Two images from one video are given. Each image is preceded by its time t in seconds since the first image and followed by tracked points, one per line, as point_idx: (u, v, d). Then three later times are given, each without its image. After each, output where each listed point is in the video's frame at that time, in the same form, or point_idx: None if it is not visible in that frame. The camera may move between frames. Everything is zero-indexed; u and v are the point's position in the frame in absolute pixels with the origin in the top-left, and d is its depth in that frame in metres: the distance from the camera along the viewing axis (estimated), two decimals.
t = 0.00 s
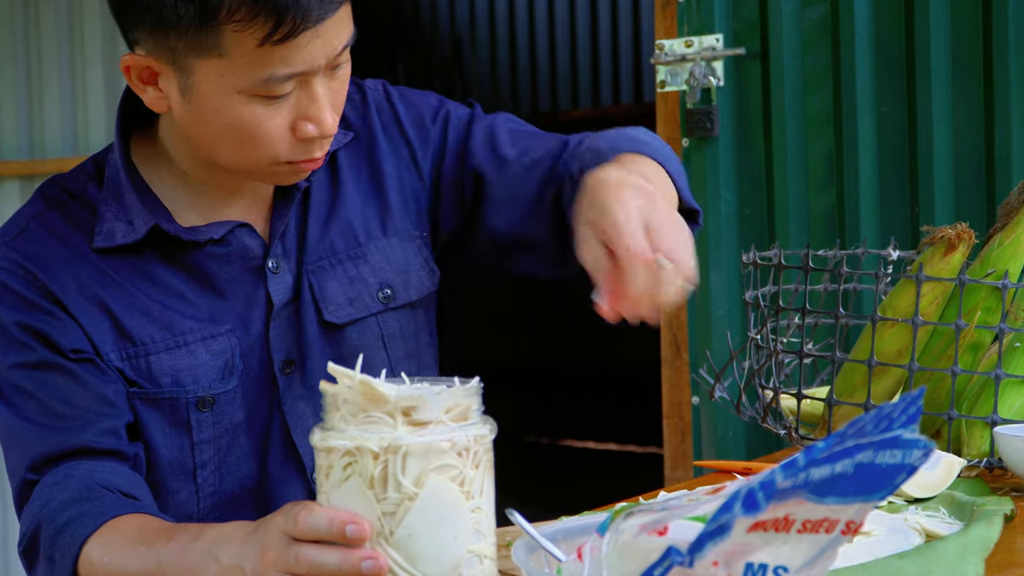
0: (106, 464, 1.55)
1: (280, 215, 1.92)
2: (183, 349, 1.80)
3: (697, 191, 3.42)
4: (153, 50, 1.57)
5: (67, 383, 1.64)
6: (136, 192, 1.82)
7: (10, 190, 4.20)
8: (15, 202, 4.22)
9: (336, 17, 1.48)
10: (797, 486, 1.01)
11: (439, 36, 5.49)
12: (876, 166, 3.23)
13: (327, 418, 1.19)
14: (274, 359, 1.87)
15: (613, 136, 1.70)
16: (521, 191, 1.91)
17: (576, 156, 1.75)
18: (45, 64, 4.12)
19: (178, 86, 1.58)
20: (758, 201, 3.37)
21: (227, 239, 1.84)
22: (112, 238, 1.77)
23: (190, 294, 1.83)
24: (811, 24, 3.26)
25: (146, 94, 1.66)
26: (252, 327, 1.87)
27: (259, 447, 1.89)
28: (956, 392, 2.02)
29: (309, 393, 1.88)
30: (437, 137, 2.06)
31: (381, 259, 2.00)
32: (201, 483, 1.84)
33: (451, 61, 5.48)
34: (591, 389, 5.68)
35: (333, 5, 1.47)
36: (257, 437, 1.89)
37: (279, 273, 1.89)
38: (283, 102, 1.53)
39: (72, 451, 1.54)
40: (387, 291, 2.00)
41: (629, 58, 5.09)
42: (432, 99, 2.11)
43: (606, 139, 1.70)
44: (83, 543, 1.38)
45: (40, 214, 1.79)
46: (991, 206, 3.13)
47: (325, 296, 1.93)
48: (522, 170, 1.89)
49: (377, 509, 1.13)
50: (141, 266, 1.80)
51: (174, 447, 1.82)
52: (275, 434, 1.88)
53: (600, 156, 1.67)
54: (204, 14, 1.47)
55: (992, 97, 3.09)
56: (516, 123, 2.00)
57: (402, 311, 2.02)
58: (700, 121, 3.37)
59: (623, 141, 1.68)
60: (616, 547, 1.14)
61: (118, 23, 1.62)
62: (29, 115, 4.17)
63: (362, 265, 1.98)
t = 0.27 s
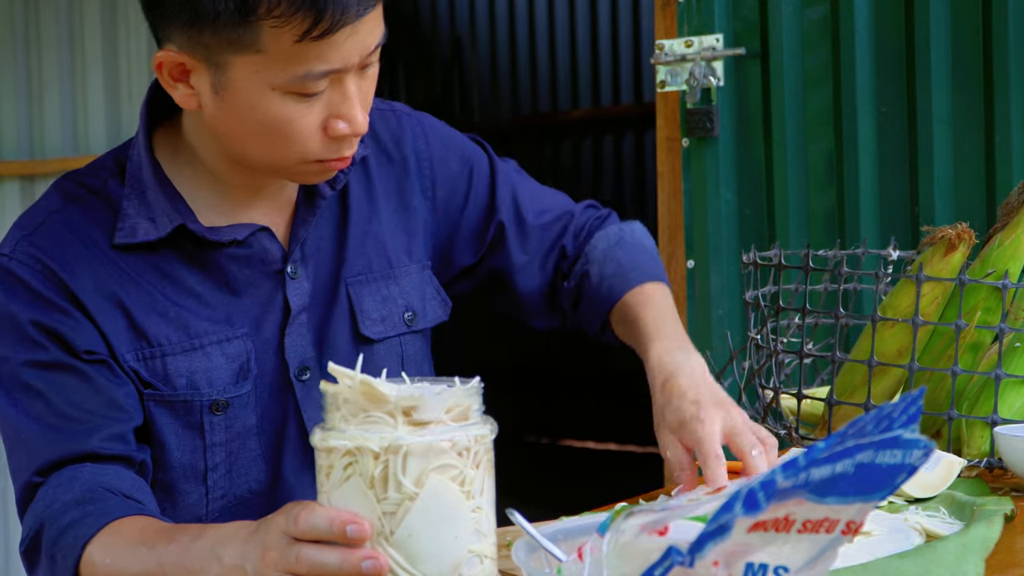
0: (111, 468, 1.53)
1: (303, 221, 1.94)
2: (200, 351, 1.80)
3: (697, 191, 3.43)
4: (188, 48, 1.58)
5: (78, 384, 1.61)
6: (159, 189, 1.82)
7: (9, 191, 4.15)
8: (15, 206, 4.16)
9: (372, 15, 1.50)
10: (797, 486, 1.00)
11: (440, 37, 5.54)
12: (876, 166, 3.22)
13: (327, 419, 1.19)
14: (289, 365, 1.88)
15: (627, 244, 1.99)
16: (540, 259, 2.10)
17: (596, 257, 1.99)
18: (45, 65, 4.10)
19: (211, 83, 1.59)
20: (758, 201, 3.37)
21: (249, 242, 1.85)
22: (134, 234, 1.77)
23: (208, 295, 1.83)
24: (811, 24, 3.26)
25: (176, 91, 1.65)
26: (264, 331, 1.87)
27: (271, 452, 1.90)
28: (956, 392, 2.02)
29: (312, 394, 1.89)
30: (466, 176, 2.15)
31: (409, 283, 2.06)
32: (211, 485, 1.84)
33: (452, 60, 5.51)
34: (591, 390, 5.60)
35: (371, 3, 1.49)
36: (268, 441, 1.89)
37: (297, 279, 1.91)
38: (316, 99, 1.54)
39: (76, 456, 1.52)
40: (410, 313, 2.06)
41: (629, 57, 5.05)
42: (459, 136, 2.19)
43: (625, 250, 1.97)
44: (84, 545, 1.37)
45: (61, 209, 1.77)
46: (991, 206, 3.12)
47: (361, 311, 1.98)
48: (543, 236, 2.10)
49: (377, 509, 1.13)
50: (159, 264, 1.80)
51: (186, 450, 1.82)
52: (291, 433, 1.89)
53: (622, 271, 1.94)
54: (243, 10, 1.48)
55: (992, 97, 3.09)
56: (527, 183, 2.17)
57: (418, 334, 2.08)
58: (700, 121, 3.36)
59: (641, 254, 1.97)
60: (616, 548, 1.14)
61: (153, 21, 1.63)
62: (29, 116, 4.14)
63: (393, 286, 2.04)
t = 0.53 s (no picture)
0: (117, 462, 1.54)
1: (314, 222, 1.94)
2: (209, 348, 1.80)
3: (697, 191, 3.43)
4: (217, 43, 1.62)
5: (87, 378, 1.61)
6: (175, 185, 1.83)
7: (9, 190, 4.19)
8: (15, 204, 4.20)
9: (400, 14, 1.55)
10: (797, 486, 1.00)
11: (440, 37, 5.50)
12: (876, 166, 3.22)
13: (327, 419, 1.18)
14: (297, 365, 1.88)
15: (652, 251, 2.04)
16: (550, 268, 2.13)
17: (622, 263, 2.03)
18: (45, 66, 4.13)
19: (238, 78, 1.62)
20: (758, 201, 3.37)
21: (261, 240, 1.85)
22: (147, 229, 1.77)
23: (219, 292, 1.83)
24: (811, 24, 3.26)
25: (201, 86, 1.69)
26: (274, 330, 1.87)
27: (275, 451, 1.89)
28: (956, 392, 2.02)
29: (311, 393, 1.88)
30: (476, 186, 2.16)
31: (417, 287, 2.06)
32: (217, 482, 1.84)
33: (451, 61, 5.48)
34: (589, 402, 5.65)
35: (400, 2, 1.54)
36: (273, 439, 1.89)
37: (307, 280, 1.90)
38: (342, 96, 1.58)
39: (83, 450, 1.52)
40: (416, 317, 2.06)
41: (629, 58, 5.06)
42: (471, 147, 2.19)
43: (652, 258, 2.03)
44: (88, 539, 1.38)
45: (75, 202, 1.77)
46: (991, 205, 3.12)
47: (367, 312, 1.98)
48: (555, 247, 2.13)
49: (377, 509, 1.13)
50: (171, 260, 1.80)
51: (194, 446, 1.82)
52: (296, 433, 1.89)
53: (651, 275, 1.99)
54: (276, 5, 1.52)
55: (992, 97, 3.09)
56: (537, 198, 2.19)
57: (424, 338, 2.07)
58: (700, 121, 3.36)
59: (664, 259, 2.03)
60: (616, 548, 1.14)
61: (184, 15, 1.66)
62: (29, 116, 4.17)
63: (400, 289, 2.04)
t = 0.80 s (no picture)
0: (118, 460, 1.54)
1: (315, 221, 1.94)
2: (208, 347, 1.80)
3: (697, 191, 3.43)
4: (224, 36, 1.63)
5: (87, 376, 1.61)
6: (175, 184, 1.83)
7: (9, 190, 4.18)
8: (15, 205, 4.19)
9: (404, 10, 1.56)
10: (797, 486, 1.00)
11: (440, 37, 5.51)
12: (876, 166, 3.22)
13: (327, 418, 1.18)
14: (297, 364, 1.88)
15: (652, 247, 1.96)
16: (553, 266, 2.09)
17: (619, 259, 1.97)
18: (45, 66, 4.13)
19: (242, 71, 1.63)
20: (758, 201, 3.37)
21: (261, 239, 1.85)
22: (146, 228, 1.77)
23: (219, 291, 1.83)
24: (811, 24, 3.26)
25: (206, 79, 1.69)
26: (273, 329, 1.87)
27: (276, 451, 1.90)
28: (956, 392, 2.02)
29: (311, 393, 1.88)
30: (476, 184, 2.15)
31: (419, 285, 2.06)
32: (216, 481, 1.84)
33: (451, 61, 5.49)
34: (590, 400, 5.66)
35: None
36: (273, 439, 1.89)
37: (308, 278, 1.90)
38: (346, 89, 1.58)
39: (83, 448, 1.52)
40: (419, 316, 2.06)
41: (629, 58, 5.06)
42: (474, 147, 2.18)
43: (649, 253, 1.95)
44: (88, 538, 1.38)
45: (75, 202, 1.77)
46: (991, 206, 3.12)
47: (368, 312, 1.98)
48: (558, 246, 2.09)
49: (377, 509, 1.13)
50: (171, 259, 1.80)
51: (192, 445, 1.82)
52: (296, 433, 1.89)
53: (646, 270, 1.92)
54: None
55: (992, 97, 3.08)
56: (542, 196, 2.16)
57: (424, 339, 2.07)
58: (700, 121, 3.36)
59: (662, 254, 1.94)
60: (616, 547, 1.14)
61: (190, 10, 1.68)
62: (29, 116, 4.16)
63: (402, 288, 2.04)
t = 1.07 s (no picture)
0: (117, 460, 1.53)
1: (315, 223, 1.94)
2: (209, 348, 1.80)
3: (697, 190, 3.43)
4: (224, 35, 1.63)
5: (88, 377, 1.61)
6: (177, 183, 1.83)
7: (9, 191, 4.18)
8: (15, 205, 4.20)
9: (404, 11, 1.56)
10: (797, 486, 1.00)
11: (440, 37, 5.52)
12: (876, 166, 3.22)
13: (327, 418, 1.18)
14: (297, 365, 1.88)
15: (638, 284, 2.02)
16: (540, 288, 2.12)
17: (606, 293, 2.02)
18: (45, 66, 4.13)
19: (243, 70, 1.63)
20: (758, 201, 3.37)
21: (262, 240, 1.85)
22: (148, 228, 1.77)
23: (220, 292, 1.84)
24: (811, 24, 3.26)
25: (206, 78, 1.69)
26: (274, 330, 1.87)
27: (275, 451, 1.90)
28: (956, 392, 2.02)
29: (311, 393, 1.88)
30: (476, 191, 2.16)
31: (416, 291, 2.06)
32: (215, 482, 1.84)
33: (451, 61, 5.50)
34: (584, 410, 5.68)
35: None
36: (273, 440, 1.89)
37: (308, 280, 1.90)
38: (346, 89, 1.58)
39: (83, 448, 1.52)
40: (414, 322, 2.06)
41: (629, 58, 5.05)
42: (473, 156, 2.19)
43: (635, 289, 2.00)
44: (88, 538, 1.38)
45: (76, 201, 1.77)
46: (991, 206, 3.12)
47: (366, 316, 1.98)
48: (546, 267, 2.12)
49: (377, 509, 1.13)
50: (172, 259, 1.80)
51: (193, 445, 1.82)
52: (296, 433, 1.89)
53: (633, 308, 1.98)
54: None
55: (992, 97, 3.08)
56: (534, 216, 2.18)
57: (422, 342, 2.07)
58: (700, 121, 3.36)
59: (648, 292, 2.00)
60: (616, 547, 1.14)
61: (192, 9, 1.68)
62: (29, 116, 4.16)
63: (400, 293, 2.04)
